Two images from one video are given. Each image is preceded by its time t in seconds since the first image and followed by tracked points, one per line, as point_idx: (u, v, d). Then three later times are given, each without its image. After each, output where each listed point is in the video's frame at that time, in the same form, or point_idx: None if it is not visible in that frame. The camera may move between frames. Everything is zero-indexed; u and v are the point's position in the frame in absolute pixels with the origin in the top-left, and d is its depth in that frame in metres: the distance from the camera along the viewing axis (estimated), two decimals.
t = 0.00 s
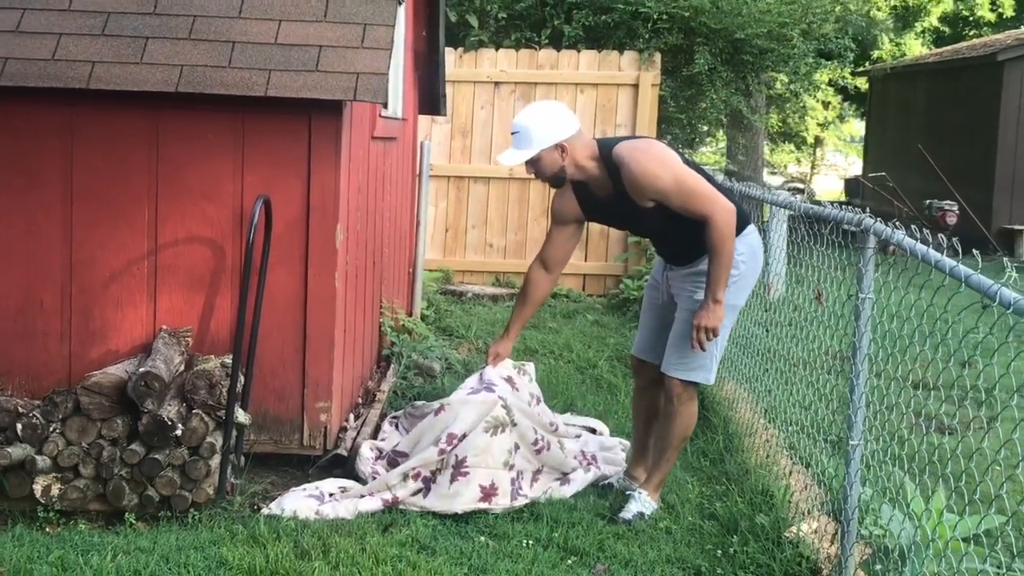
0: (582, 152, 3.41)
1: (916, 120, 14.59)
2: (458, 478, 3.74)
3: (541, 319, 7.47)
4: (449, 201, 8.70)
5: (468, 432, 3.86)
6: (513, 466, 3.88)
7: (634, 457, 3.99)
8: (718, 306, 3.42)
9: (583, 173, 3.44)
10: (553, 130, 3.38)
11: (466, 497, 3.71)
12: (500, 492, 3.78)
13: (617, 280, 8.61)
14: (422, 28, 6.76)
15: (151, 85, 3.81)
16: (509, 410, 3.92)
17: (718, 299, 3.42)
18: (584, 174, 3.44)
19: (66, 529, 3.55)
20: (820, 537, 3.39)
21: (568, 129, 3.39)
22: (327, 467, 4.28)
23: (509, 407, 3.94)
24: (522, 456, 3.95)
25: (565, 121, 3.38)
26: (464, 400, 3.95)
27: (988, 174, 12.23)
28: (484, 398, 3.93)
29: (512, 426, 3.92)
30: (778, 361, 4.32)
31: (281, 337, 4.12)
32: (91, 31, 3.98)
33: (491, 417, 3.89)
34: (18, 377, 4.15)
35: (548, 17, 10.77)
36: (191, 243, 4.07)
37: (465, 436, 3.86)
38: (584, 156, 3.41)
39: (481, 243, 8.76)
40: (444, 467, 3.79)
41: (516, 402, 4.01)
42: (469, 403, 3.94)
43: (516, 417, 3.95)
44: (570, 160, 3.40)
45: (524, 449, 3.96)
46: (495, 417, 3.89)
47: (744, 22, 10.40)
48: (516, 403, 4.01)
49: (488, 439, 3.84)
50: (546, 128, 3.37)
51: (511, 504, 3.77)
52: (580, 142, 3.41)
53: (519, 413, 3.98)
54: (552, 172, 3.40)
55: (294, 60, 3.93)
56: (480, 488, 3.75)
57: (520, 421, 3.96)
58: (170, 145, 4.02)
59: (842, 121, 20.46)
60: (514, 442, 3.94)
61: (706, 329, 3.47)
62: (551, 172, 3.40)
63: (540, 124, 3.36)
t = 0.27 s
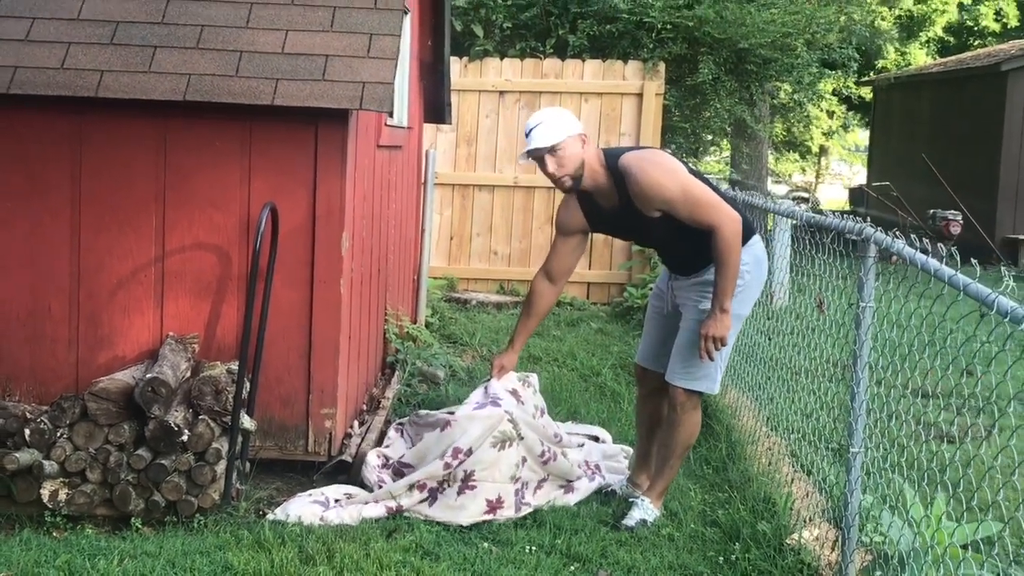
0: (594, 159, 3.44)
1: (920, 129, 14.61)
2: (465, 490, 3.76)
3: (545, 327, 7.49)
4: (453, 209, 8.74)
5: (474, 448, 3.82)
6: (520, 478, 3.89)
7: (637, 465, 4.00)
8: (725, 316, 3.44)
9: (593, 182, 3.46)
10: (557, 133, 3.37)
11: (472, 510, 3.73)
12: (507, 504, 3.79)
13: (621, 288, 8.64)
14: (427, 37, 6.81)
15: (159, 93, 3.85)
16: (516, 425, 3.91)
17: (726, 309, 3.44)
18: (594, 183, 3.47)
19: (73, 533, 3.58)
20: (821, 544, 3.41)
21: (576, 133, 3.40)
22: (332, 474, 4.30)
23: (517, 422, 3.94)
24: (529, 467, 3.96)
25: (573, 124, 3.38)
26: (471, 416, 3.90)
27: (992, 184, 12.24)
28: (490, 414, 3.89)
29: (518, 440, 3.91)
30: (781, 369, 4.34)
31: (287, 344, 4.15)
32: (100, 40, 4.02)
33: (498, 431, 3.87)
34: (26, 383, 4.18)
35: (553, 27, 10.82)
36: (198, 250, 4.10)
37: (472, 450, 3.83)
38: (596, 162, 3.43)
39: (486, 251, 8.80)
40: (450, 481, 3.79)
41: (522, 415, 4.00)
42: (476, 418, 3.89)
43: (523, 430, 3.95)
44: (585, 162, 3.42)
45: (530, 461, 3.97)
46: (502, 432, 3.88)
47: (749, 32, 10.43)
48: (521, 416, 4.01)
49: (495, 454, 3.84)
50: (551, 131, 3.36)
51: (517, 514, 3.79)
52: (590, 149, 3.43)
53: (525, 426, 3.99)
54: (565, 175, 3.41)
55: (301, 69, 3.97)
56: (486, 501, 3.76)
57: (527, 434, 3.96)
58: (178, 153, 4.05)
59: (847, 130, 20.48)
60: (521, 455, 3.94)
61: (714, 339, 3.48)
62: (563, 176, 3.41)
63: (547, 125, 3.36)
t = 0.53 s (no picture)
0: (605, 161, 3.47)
1: (919, 135, 14.65)
2: (470, 498, 3.79)
3: (547, 334, 7.51)
4: (455, 216, 8.76)
5: (479, 454, 3.84)
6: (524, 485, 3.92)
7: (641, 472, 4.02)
8: (731, 321, 3.47)
9: (601, 185, 3.48)
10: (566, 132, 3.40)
11: (478, 518, 3.75)
12: (513, 511, 3.82)
13: (622, 295, 8.65)
14: (429, 45, 6.82)
15: (164, 103, 3.88)
16: (520, 432, 3.93)
17: (731, 314, 3.46)
18: (602, 186, 3.48)
19: (81, 541, 3.59)
20: (826, 550, 3.42)
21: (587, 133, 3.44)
22: (337, 481, 4.32)
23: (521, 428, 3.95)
24: (533, 473, 3.98)
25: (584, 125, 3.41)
26: (474, 423, 3.91)
27: (992, 189, 12.26)
28: (495, 421, 3.90)
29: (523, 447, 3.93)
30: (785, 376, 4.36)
31: (292, 352, 4.16)
32: (105, 50, 4.05)
33: (502, 439, 3.89)
34: (32, 392, 4.20)
35: (553, 35, 10.87)
36: (203, 259, 4.12)
37: (476, 458, 3.84)
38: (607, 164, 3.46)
39: (487, 258, 8.82)
40: (455, 488, 3.80)
41: (526, 422, 4.01)
42: (479, 425, 3.90)
43: (527, 437, 3.96)
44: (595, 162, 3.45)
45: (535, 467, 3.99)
46: (507, 439, 3.90)
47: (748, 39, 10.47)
48: (526, 421, 4.05)
49: (500, 462, 3.87)
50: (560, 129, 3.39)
51: (523, 521, 3.81)
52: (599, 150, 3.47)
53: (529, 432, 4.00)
54: (575, 173, 3.42)
55: (305, 78, 3.99)
56: (492, 509, 3.78)
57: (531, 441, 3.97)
58: (183, 162, 4.07)
59: (845, 137, 20.54)
60: (525, 462, 3.96)
61: (720, 344, 3.50)
62: (573, 175, 3.42)
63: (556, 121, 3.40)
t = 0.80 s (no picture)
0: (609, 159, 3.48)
1: (911, 134, 14.74)
2: (475, 493, 3.78)
3: (545, 334, 7.54)
4: (452, 217, 8.79)
5: (479, 449, 3.81)
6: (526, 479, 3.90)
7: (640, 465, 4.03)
8: (734, 320, 3.50)
9: (605, 182, 3.49)
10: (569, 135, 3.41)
11: (482, 513, 3.77)
12: (517, 505, 3.83)
13: (618, 295, 8.69)
14: (426, 47, 6.85)
15: (167, 106, 3.90)
16: (521, 426, 3.89)
17: (733, 313, 3.49)
18: (606, 183, 3.49)
19: (89, 542, 3.62)
20: (829, 545, 3.46)
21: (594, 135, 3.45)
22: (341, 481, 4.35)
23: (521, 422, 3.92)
24: (534, 466, 3.93)
25: (587, 125, 3.43)
26: (474, 417, 3.87)
27: (984, 187, 12.34)
28: (495, 415, 3.86)
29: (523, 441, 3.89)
30: (784, 373, 4.40)
31: (296, 353, 4.19)
32: (107, 54, 4.07)
33: (503, 433, 3.85)
34: (36, 395, 4.21)
35: (548, 35, 10.90)
36: (206, 261, 4.14)
37: (478, 452, 3.81)
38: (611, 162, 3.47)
39: (484, 258, 8.85)
40: (458, 484, 3.79)
41: (526, 415, 3.98)
42: (479, 420, 3.86)
43: (528, 430, 3.91)
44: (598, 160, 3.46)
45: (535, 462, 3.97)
46: (507, 433, 3.86)
47: (742, 39, 10.53)
48: (524, 413, 3.99)
49: (501, 457, 3.83)
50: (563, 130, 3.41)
51: (526, 518, 3.82)
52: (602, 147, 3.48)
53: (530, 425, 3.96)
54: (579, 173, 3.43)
55: (307, 81, 4.02)
56: (496, 503, 3.79)
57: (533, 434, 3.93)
58: (186, 165, 4.09)
59: (837, 135, 20.63)
60: (525, 455, 3.91)
61: (723, 342, 3.53)
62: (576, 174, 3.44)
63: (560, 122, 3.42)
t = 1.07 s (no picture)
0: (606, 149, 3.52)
1: (900, 129, 14.83)
2: (472, 480, 3.78)
3: (539, 328, 7.59)
4: (445, 213, 8.82)
5: (473, 433, 3.82)
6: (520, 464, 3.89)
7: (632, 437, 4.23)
8: (734, 308, 3.51)
9: (605, 171, 3.53)
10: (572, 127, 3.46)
11: (480, 500, 3.76)
12: (516, 491, 3.81)
13: (612, 289, 8.74)
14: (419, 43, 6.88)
15: (166, 103, 3.92)
16: (513, 411, 3.88)
17: (734, 301, 3.50)
18: (607, 171, 3.54)
19: (93, 535, 3.65)
20: (824, 532, 3.52)
21: (595, 126, 3.48)
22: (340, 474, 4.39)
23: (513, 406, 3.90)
24: (524, 455, 3.95)
25: (587, 117, 3.45)
26: (469, 402, 3.89)
27: (973, 181, 12.43)
28: (488, 400, 3.87)
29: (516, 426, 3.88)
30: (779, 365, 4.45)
31: (296, 348, 4.22)
32: (107, 51, 4.09)
33: (496, 418, 3.85)
34: (37, 390, 4.24)
35: (539, 31, 10.93)
36: (206, 257, 4.17)
37: (472, 438, 3.82)
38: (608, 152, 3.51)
39: (478, 254, 8.89)
40: (455, 471, 3.82)
41: (520, 401, 3.98)
42: (474, 404, 3.88)
43: (520, 415, 3.91)
44: (597, 151, 3.50)
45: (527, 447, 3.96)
46: (499, 418, 3.85)
47: (733, 35, 10.58)
48: (517, 399, 3.99)
49: (495, 442, 3.83)
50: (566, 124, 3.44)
51: (524, 505, 3.80)
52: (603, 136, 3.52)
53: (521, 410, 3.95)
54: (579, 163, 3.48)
55: (306, 77, 4.05)
56: (494, 489, 3.78)
57: (524, 420, 3.92)
58: (185, 161, 4.12)
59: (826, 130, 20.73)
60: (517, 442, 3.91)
61: (723, 331, 3.54)
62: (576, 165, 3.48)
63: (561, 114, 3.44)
